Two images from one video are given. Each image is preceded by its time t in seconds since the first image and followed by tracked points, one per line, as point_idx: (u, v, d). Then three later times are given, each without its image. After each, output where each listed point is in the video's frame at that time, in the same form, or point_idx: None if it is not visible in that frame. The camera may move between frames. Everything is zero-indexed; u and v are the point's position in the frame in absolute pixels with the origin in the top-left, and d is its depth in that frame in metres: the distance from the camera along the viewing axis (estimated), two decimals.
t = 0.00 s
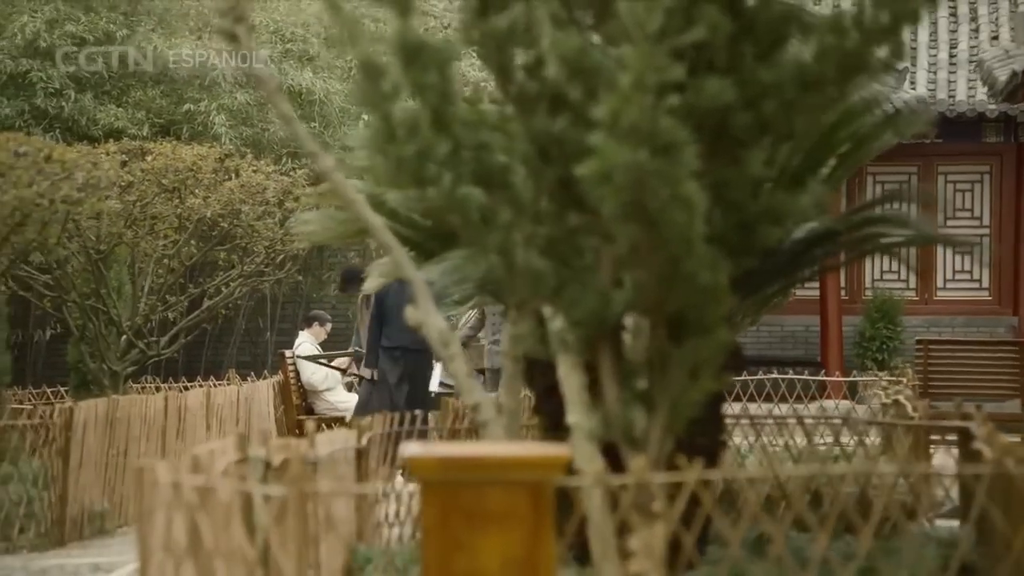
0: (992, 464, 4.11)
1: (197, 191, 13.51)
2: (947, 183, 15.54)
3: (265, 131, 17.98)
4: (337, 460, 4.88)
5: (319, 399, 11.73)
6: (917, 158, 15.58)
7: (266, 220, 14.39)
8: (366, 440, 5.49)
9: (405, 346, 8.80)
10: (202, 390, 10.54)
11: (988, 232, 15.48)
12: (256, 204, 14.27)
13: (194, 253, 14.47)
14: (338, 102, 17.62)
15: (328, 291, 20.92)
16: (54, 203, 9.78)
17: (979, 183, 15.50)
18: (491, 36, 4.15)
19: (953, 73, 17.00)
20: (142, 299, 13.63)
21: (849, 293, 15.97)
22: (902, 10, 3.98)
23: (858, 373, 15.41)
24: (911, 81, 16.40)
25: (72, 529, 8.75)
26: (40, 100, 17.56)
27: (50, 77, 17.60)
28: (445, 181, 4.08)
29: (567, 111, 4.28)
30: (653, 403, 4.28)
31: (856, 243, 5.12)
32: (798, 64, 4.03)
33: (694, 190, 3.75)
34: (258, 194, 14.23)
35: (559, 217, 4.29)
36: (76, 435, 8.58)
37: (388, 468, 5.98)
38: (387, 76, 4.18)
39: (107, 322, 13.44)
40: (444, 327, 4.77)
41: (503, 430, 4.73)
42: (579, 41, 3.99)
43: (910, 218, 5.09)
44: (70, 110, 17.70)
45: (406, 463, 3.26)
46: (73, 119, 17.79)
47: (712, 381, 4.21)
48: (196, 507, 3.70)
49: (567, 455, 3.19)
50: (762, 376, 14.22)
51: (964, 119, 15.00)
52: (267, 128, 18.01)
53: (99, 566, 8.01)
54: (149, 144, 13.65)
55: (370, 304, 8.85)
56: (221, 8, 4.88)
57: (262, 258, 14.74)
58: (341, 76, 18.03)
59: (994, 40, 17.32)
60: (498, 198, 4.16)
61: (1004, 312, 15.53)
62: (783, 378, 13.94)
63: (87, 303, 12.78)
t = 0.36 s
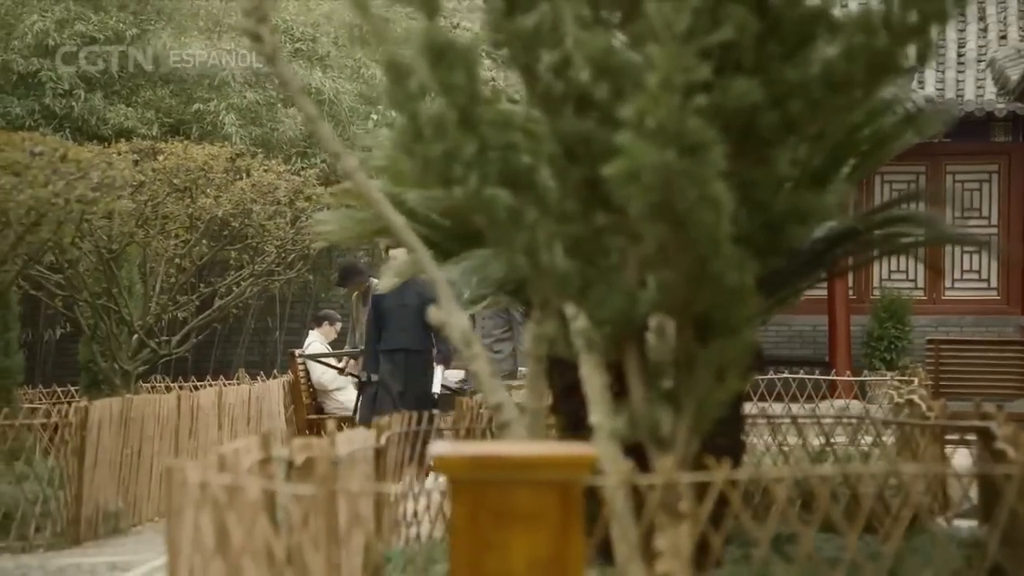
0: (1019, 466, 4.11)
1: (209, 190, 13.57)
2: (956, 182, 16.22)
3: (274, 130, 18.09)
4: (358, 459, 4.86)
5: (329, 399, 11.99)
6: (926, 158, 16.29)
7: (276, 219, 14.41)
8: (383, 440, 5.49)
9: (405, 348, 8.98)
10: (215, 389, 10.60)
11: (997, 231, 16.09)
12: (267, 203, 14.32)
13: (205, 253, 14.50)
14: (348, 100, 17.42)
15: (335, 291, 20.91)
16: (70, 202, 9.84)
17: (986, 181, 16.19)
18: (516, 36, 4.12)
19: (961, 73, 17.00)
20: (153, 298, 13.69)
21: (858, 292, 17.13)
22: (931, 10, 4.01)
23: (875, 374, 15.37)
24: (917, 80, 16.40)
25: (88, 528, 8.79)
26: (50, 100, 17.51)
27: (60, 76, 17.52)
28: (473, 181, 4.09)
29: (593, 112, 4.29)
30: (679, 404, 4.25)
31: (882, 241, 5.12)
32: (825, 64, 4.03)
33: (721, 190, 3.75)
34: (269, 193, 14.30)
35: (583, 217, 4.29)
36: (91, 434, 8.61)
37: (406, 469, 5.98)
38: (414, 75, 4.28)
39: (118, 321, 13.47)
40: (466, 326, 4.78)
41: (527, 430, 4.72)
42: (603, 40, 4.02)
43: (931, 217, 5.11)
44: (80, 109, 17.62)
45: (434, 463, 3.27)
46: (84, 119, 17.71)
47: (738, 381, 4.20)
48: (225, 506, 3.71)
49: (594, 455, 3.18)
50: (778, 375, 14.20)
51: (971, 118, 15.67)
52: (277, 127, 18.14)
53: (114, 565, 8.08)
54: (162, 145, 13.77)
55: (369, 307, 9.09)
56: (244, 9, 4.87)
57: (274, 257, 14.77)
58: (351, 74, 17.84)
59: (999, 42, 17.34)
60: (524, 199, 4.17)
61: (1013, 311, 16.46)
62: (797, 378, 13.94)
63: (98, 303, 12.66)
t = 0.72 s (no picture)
0: None
1: (219, 190, 13.63)
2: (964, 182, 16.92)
3: (283, 130, 18.21)
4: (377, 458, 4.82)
5: (337, 398, 12.12)
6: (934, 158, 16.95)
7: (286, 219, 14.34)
8: (401, 439, 5.49)
9: (409, 348, 9.11)
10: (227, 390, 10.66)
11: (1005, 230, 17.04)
12: (277, 203, 14.26)
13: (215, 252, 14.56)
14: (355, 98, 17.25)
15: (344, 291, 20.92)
16: (84, 202, 9.84)
17: (993, 182, 16.97)
18: (542, 36, 4.10)
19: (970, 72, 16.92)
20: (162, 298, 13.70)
21: (865, 294, 18.05)
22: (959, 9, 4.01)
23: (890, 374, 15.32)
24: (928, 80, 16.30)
25: (101, 528, 8.80)
26: (59, 101, 17.54)
27: (68, 77, 17.54)
28: (495, 183, 4.12)
29: (617, 111, 4.29)
30: (705, 404, 4.21)
31: (903, 241, 5.10)
32: (850, 65, 4.04)
33: (746, 189, 3.74)
34: (279, 193, 14.25)
35: (606, 216, 4.29)
36: (104, 434, 8.65)
37: (422, 468, 5.98)
38: (439, 75, 4.28)
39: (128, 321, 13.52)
40: (487, 326, 4.78)
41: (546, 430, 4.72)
42: (628, 40, 4.00)
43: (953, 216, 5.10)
44: (88, 110, 17.70)
45: (459, 463, 3.27)
46: (92, 119, 17.80)
47: (763, 381, 4.19)
48: (251, 507, 3.75)
49: (619, 455, 3.18)
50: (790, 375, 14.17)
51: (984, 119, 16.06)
52: (286, 127, 18.27)
53: (130, 565, 8.11)
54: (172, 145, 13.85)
55: (372, 305, 9.18)
56: (265, 9, 4.87)
57: (284, 257, 14.73)
58: (360, 75, 17.72)
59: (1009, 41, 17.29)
60: (548, 198, 4.20)
61: (1018, 310, 17.65)
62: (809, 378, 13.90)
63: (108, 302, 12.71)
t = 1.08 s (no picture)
0: None
1: (229, 190, 13.62)
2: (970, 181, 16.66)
3: (292, 130, 17.53)
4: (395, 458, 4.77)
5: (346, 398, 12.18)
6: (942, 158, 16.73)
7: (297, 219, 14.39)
8: (417, 440, 5.52)
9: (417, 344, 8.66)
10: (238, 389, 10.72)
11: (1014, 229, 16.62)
12: (288, 203, 14.31)
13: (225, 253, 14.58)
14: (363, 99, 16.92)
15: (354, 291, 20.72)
16: (96, 202, 9.78)
17: (1000, 181, 16.64)
18: (566, 36, 4.12)
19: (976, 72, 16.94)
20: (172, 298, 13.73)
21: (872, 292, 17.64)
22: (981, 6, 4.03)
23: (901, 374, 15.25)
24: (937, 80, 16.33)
25: (115, 527, 8.84)
26: (68, 100, 17.45)
27: (77, 77, 17.40)
28: (519, 183, 4.16)
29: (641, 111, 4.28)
30: (728, 404, 4.20)
31: (921, 240, 5.12)
32: (874, 64, 4.04)
33: (770, 189, 3.74)
34: (289, 193, 14.28)
35: (631, 216, 4.24)
36: (118, 433, 8.69)
37: (437, 469, 5.96)
38: (462, 76, 4.29)
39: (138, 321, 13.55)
40: (507, 327, 4.78)
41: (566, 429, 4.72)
42: (652, 40, 4.00)
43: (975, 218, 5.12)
44: (97, 110, 17.51)
45: (484, 464, 3.27)
46: (101, 119, 17.59)
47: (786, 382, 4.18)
48: (276, 506, 3.77)
49: (643, 454, 3.18)
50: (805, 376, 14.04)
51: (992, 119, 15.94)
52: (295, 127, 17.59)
53: (144, 565, 8.16)
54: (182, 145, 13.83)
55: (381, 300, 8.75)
56: (286, 9, 4.88)
57: (295, 257, 14.74)
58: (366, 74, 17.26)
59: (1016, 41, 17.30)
60: (570, 198, 4.23)
61: None
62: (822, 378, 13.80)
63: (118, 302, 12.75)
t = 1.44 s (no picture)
0: None
1: (238, 189, 13.65)
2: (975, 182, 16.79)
3: (298, 129, 18.26)
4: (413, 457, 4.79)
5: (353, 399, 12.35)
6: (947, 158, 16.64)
7: (305, 218, 14.48)
8: (433, 438, 5.52)
9: (423, 350, 8.76)
10: (248, 389, 10.78)
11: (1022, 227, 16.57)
12: (296, 202, 14.39)
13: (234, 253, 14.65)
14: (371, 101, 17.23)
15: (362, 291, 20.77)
16: (108, 200, 9.98)
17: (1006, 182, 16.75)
18: (588, 35, 4.13)
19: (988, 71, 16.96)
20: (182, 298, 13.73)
21: (876, 294, 18.00)
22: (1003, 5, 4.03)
23: (909, 374, 15.28)
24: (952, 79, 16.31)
25: (126, 526, 8.92)
26: (77, 100, 17.76)
27: (84, 77, 17.76)
28: (541, 183, 4.18)
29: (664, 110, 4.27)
30: (749, 403, 4.19)
31: (941, 239, 5.19)
32: (898, 63, 4.04)
33: (793, 189, 3.74)
34: (298, 192, 14.39)
35: (653, 216, 4.23)
36: (131, 433, 8.73)
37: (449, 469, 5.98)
38: (484, 75, 4.29)
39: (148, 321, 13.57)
40: (525, 326, 4.78)
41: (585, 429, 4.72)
42: (675, 39, 3.99)
43: (990, 217, 5.19)
44: (105, 110, 17.81)
45: (507, 463, 3.27)
46: (109, 119, 17.89)
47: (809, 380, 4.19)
48: (300, 506, 3.77)
49: (668, 454, 3.17)
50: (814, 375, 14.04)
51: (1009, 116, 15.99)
52: (301, 127, 18.31)
53: (158, 563, 8.22)
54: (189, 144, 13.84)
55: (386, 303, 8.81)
56: (305, 9, 4.88)
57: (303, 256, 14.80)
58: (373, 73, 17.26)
59: None
60: (591, 198, 4.23)
61: None
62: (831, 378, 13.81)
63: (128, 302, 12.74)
